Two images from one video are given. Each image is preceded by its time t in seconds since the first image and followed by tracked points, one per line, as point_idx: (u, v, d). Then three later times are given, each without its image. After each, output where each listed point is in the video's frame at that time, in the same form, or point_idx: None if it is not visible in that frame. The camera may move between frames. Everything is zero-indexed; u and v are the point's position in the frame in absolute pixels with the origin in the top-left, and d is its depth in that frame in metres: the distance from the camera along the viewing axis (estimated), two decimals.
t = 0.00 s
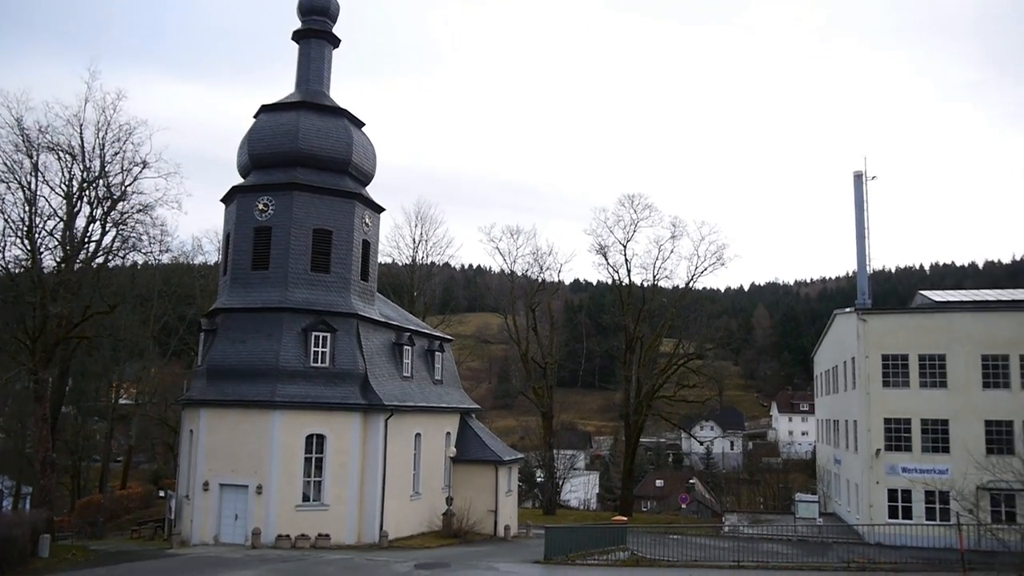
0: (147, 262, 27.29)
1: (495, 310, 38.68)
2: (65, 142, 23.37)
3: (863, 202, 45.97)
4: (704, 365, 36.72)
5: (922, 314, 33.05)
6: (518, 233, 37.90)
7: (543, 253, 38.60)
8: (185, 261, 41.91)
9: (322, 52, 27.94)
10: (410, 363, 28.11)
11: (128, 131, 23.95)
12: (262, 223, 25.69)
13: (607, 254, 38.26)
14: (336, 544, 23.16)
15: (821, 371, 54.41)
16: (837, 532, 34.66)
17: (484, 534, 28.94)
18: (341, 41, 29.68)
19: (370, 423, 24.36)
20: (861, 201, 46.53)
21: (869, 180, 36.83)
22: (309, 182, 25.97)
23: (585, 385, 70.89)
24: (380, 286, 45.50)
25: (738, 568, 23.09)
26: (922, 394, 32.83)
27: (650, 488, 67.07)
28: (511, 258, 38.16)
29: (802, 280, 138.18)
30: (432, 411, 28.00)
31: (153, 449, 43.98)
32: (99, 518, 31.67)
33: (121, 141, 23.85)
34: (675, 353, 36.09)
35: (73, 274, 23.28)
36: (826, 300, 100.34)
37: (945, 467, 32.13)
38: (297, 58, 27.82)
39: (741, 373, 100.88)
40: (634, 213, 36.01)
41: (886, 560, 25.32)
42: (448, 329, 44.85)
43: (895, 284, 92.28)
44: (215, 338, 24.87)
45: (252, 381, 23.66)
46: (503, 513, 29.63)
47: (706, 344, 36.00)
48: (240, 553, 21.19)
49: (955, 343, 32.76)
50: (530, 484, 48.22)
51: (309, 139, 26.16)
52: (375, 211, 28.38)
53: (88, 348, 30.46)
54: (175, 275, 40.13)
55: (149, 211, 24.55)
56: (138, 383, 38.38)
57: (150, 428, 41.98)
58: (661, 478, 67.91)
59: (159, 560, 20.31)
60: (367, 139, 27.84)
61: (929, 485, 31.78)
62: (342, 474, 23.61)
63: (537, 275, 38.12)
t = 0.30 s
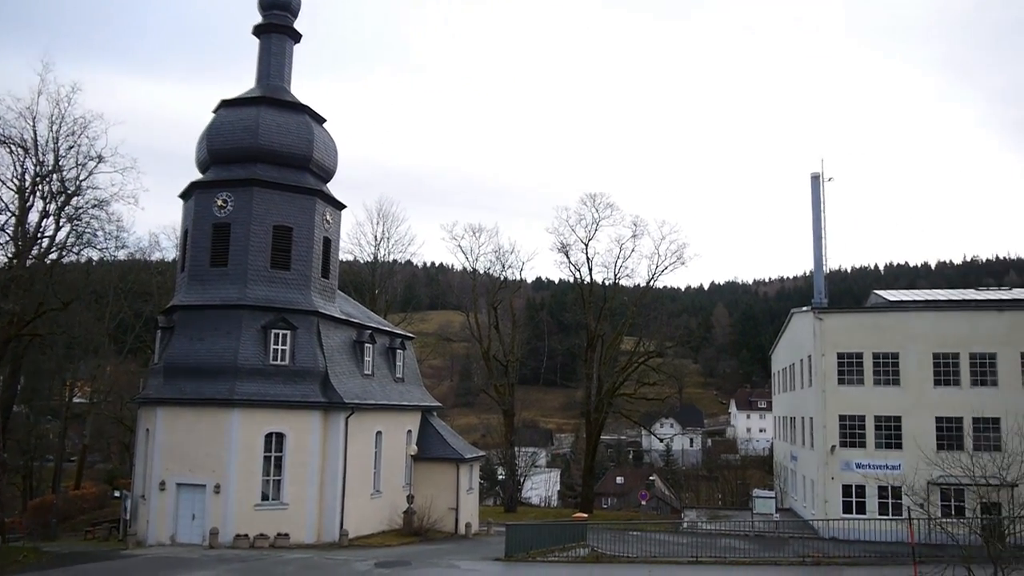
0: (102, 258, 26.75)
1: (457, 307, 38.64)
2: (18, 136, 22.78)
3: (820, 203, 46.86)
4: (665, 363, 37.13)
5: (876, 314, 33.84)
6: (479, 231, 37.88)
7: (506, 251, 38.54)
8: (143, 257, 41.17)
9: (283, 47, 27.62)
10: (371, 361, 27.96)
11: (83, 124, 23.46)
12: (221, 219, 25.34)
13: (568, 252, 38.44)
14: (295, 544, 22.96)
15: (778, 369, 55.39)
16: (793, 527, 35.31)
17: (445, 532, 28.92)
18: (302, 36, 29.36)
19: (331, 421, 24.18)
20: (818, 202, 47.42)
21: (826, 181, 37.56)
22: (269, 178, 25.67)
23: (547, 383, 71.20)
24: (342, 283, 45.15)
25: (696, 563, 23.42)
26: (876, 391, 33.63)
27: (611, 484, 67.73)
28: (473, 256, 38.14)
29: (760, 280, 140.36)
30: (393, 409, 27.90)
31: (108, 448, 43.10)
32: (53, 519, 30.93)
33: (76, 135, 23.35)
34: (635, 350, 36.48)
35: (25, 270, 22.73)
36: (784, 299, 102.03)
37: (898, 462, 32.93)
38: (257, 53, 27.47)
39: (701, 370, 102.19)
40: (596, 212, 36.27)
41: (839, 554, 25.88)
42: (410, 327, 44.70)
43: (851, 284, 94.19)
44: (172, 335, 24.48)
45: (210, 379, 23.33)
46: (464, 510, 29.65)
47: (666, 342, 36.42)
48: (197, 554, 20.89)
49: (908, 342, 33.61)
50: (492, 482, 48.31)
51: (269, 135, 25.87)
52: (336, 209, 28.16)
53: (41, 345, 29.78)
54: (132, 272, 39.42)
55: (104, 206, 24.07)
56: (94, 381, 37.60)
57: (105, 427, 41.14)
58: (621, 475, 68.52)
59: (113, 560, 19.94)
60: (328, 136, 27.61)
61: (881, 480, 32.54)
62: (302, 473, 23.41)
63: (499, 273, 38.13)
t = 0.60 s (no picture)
0: (51, 250, 26.07)
1: (416, 304, 38.48)
2: None
3: (775, 204, 47.70)
4: (622, 360, 37.48)
5: (828, 314, 34.61)
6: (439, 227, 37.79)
7: (465, 248, 38.49)
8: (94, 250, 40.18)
9: (241, 40, 27.19)
10: (328, 357, 27.73)
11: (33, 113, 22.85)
12: (176, 212, 24.87)
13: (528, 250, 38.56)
14: (250, 542, 22.67)
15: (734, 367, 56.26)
16: (747, 523, 35.88)
17: (403, 529, 28.86)
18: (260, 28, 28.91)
19: (287, 418, 23.93)
20: (773, 204, 48.26)
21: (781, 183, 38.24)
22: (225, 172, 25.27)
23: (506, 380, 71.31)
24: (299, 279, 44.65)
25: (651, 560, 23.69)
26: (828, 389, 34.39)
27: (568, 481, 68.11)
28: (432, 252, 38.03)
29: (717, 278, 142.34)
30: (350, 406, 27.70)
31: (56, 446, 41.97)
32: None
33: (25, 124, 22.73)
34: (594, 348, 36.95)
35: None
36: (740, 298, 103.61)
37: (849, 459, 33.69)
38: (214, 44, 27.00)
39: (658, 368, 103.29)
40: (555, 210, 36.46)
41: (791, 550, 26.37)
42: (369, 323, 44.39)
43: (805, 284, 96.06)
44: (124, 330, 23.97)
45: (163, 375, 22.90)
46: (421, 507, 29.59)
47: (624, 340, 36.73)
48: (148, 553, 20.49)
49: (859, 341, 34.44)
50: (450, 479, 48.26)
51: (225, 127, 25.46)
52: (294, 203, 27.83)
53: None
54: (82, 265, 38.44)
55: (54, 197, 23.47)
56: (42, 377, 36.49)
57: (53, 424, 40.05)
58: (579, 472, 68.97)
59: (60, 561, 19.44)
60: (287, 130, 27.27)
61: (832, 477, 33.25)
62: (257, 470, 23.13)
63: (458, 269, 38.09)
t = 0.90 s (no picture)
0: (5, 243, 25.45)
1: (380, 299, 38.27)
2: None
3: (738, 203, 48.30)
4: (587, 357, 37.71)
5: (790, 312, 35.21)
6: (404, 223, 37.59)
7: (431, 244, 38.38)
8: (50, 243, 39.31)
9: (204, 31, 26.78)
10: (291, 353, 27.47)
11: None
12: (136, 205, 24.44)
13: (493, 246, 38.57)
14: (210, 540, 22.39)
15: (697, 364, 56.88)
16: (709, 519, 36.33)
17: (366, 526, 28.75)
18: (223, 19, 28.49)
19: (249, 414, 23.67)
20: (736, 203, 48.84)
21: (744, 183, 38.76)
22: (187, 164, 24.87)
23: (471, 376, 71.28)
24: (262, 274, 44.12)
25: (614, 555, 23.91)
26: (789, 387, 34.96)
27: (532, 478, 68.36)
28: (397, 248, 37.84)
29: (682, 276, 143.77)
30: (313, 401, 27.48)
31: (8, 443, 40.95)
32: None
33: None
34: (559, 345, 37.02)
35: None
36: (703, 296, 104.77)
37: (808, 455, 34.29)
38: (176, 35, 26.55)
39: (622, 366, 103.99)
40: (521, 207, 36.53)
41: (752, 545, 26.73)
42: (333, 319, 44.05)
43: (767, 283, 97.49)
44: (82, 325, 23.49)
45: (121, 371, 22.48)
46: (385, 504, 29.49)
47: (589, 337, 36.96)
48: (105, 551, 20.11)
49: (820, 339, 35.07)
50: (414, 476, 48.13)
51: (187, 120, 25.06)
52: (257, 197, 27.49)
53: None
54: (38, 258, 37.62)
55: (9, 188, 22.93)
56: None
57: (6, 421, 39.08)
58: (543, 468, 69.24)
59: (13, 560, 18.98)
60: (250, 123, 26.91)
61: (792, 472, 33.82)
62: (218, 467, 22.84)
63: (423, 265, 37.96)
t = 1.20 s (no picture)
0: None
1: (349, 296, 38.01)
2: None
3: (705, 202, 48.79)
4: (556, 354, 37.86)
5: (756, 309, 35.67)
6: (372, 219, 37.32)
7: (399, 240, 38.22)
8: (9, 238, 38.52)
9: (169, 24, 26.39)
10: (258, 350, 27.21)
11: None
12: (99, 200, 24.02)
13: (462, 243, 38.52)
14: (175, 539, 22.12)
15: (665, 361, 57.36)
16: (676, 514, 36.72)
17: (333, 524, 28.59)
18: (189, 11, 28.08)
19: (214, 412, 23.40)
20: (703, 201, 49.31)
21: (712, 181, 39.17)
22: (151, 159, 24.50)
23: (440, 373, 71.18)
24: (228, 270, 43.59)
25: (582, 551, 24.07)
26: (755, 383, 35.43)
27: (501, 475, 68.50)
28: (365, 245, 37.59)
29: (650, 273, 144.73)
30: (280, 399, 27.25)
31: None
32: None
33: None
34: (528, 342, 37.05)
35: None
36: (672, 293, 105.64)
37: (774, 451, 34.79)
38: (140, 28, 26.12)
39: (591, 363, 104.50)
40: (490, 204, 36.54)
41: (718, 540, 27.07)
42: (301, 316, 43.70)
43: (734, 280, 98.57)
44: (42, 322, 23.04)
45: (83, 368, 22.08)
46: (352, 502, 29.36)
47: (558, 334, 37.11)
48: (66, 552, 19.78)
49: (785, 336, 35.57)
50: (382, 474, 48.00)
51: (151, 114, 24.69)
52: (222, 193, 27.16)
53: None
54: None
55: None
56: None
57: None
58: (512, 465, 69.34)
59: None
60: (216, 117, 26.58)
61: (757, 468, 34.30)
62: (183, 466, 22.57)
63: (392, 262, 37.77)
